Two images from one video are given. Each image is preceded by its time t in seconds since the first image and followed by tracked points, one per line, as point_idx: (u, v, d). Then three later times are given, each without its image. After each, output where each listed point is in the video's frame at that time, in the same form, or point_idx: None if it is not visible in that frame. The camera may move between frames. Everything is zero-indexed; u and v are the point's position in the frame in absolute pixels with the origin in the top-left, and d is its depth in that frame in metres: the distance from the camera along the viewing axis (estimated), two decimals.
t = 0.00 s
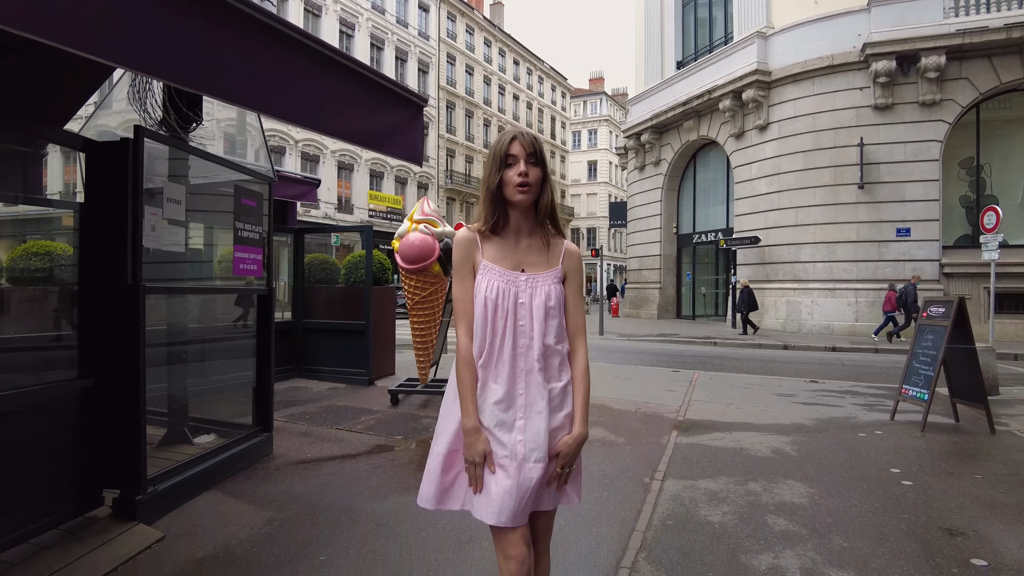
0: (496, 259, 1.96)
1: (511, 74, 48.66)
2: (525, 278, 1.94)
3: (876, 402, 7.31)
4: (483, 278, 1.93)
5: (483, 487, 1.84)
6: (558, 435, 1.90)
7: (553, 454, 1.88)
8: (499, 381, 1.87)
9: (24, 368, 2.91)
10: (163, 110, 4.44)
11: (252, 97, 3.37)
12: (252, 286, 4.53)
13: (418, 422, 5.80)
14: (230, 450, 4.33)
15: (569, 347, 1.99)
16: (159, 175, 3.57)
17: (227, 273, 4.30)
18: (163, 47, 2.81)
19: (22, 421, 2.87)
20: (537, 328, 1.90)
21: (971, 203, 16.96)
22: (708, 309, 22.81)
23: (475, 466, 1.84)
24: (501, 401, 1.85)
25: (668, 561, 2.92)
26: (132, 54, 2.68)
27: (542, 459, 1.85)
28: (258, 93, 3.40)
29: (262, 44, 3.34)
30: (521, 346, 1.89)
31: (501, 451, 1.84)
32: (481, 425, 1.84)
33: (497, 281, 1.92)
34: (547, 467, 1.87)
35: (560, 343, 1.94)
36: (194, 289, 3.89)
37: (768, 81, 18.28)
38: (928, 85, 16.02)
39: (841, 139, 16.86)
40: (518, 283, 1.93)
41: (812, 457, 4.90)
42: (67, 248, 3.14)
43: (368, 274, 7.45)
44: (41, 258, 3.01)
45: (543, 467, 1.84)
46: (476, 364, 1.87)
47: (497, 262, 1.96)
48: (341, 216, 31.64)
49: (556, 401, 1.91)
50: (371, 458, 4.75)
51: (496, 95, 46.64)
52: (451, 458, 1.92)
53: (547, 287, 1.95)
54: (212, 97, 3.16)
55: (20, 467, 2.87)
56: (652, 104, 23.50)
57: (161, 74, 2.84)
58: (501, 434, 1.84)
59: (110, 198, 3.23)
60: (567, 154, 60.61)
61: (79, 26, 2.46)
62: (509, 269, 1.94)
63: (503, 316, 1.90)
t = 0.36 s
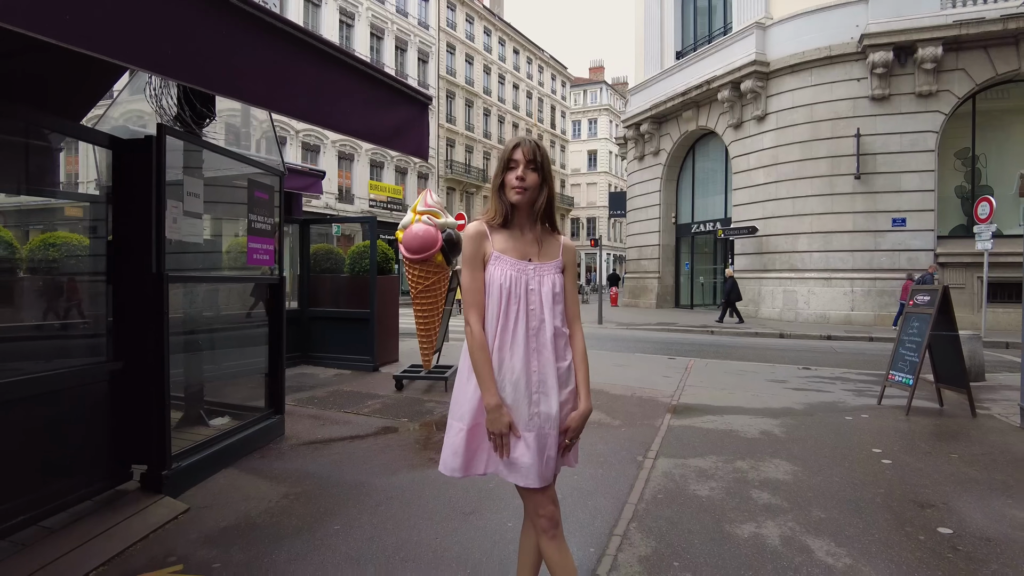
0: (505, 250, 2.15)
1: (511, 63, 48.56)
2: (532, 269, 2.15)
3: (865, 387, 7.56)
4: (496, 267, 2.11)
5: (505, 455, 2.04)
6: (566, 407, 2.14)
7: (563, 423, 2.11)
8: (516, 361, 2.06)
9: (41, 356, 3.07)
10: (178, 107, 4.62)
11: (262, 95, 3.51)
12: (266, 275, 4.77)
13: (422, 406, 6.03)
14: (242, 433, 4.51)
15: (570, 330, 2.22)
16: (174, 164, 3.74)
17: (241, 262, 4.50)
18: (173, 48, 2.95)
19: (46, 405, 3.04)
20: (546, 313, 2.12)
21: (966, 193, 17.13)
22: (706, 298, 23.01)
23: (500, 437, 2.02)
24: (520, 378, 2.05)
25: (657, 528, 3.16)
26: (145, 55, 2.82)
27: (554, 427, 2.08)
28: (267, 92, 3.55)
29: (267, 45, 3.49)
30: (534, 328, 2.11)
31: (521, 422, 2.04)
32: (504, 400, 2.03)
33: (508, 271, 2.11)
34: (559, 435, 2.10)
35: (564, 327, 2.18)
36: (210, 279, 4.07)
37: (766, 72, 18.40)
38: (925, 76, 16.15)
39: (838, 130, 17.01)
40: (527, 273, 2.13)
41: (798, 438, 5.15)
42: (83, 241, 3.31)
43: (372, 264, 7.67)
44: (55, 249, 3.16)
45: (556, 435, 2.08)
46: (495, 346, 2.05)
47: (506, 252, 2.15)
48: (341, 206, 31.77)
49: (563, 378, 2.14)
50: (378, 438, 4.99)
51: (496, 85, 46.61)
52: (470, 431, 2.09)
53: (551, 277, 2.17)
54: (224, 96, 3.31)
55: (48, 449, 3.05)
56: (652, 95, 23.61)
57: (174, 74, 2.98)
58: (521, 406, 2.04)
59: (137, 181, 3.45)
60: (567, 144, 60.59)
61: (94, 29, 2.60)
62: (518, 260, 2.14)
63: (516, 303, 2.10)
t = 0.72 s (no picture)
0: (511, 249, 2.33)
1: (510, 56, 48.54)
2: (536, 264, 2.34)
3: (856, 378, 7.78)
4: (502, 264, 2.30)
5: (512, 433, 2.23)
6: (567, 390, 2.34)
7: (564, 405, 2.31)
8: (520, 349, 2.26)
9: (48, 347, 3.09)
10: (190, 107, 4.82)
11: (265, 97, 3.63)
12: (277, 269, 4.95)
13: (426, 395, 6.24)
14: (251, 422, 4.65)
15: (571, 320, 2.41)
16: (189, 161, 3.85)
17: (254, 257, 4.68)
18: (180, 51, 3.05)
19: (54, 397, 3.09)
20: (549, 305, 2.31)
21: (962, 187, 17.29)
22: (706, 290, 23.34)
23: (507, 418, 2.22)
24: (525, 364, 2.25)
25: (650, 508, 3.37)
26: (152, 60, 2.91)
27: (556, 409, 2.28)
28: (270, 94, 3.66)
29: (267, 45, 3.59)
30: (537, 319, 2.30)
31: (525, 404, 2.24)
32: (510, 384, 2.22)
33: (514, 266, 2.30)
34: (561, 416, 2.30)
35: (566, 317, 2.37)
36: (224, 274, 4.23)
37: (764, 66, 18.51)
38: (921, 71, 16.29)
39: (835, 124, 17.15)
40: (531, 269, 2.32)
41: (788, 425, 5.37)
42: (97, 235, 3.41)
43: (376, 258, 7.84)
44: (73, 242, 3.29)
45: (557, 415, 2.27)
46: (502, 334, 2.24)
47: (512, 251, 2.33)
48: (342, 199, 31.90)
49: (564, 365, 2.33)
50: (385, 425, 5.20)
51: (496, 77, 46.62)
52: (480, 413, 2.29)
53: (554, 272, 2.36)
54: (233, 99, 3.43)
55: (70, 437, 3.19)
56: (651, 88, 23.72)
57: (180, 78, 3.07)
58: (525, 390, 2.24)
59: (159, 179, 3.64)
60: (567, 137, 60.62)
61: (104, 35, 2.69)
62: (523, 257, 2.33)
63: (522, 295, 2.29)
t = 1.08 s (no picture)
0: (511, 246, 2.48)
1: (510, 50, 48.53)
2: (534, 260, 2.49)
3: (849, 370, 7.96)
4: (502, 260, 2.45)
5: (513, 416, 2.39)
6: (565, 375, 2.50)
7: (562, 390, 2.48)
8: (521, 338, 2.41)
9: (55, 341, 3.15)
10: (201, 106, 4.98)
11: (270, 95, 3.71)
12: (287, 263, 5.11)
13: (430, 386, 6.41)
14: (260, 412, 4.76)
15: (566, 312, 2.56)
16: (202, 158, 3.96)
17: (265, 252, 4.83)
18: (186, 51, 3.12)
19: (55, 390, 3.11)
20: (546, 297, 2.47)
21: (958, 182, 17.43)
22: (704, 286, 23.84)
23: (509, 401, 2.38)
24: (524, 352, 2.41)
25: (646, 490, 3.54)
26: (159, 61, 2.98)
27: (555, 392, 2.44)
28: (276, 92, 3.74)
29: (274, 45, 3.68)
30: (536, 310, 2.46)
31: (526, 388, 2.40)
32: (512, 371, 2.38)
33: (514, 262, 2.45)
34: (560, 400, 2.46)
35: (562, 309, 2.53)
36: (233, 268, 4.29)
37: (763, 61, 18.61)
38: (919, 67, 16.40)
39: (833, 119, 17.27)
40: (529, 263, 2.48)
41: (781, 415, 5.54)
42: (108, 231, 3.53)
43: (380, 252, 7.98)
44: (85, 237, 3.41)
45: (557, 399, 2.43)
46: (503, 324, 2.40)
47: (512, 248, 2.48)
48: (342, 194, 32.00)
49: (562, 353, 2.49)
50: (391, 414, 5.37)
51: (495, 71, 46.62)
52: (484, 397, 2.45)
53: (550, 266, 2.52)
54: (243, 99, 3.54)
55: (85, 426, 3.29)
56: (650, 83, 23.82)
57: (187, 77, 3.14)
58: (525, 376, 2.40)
59: (176, 176, 3.78)
60: (567, 131, 60.64)
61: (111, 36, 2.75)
62: (522, 253, 2.48)
63: (521, 288, 2.44)
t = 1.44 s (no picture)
0: (511, 236, 2.64)
1: (509, 43, 48.52)
2: (532, 249, 2.63)
3: (841, 360, 8.14)
4: (502, 251, 2.61)
5: (508, 395, 2.55)
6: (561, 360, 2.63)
7: (558, 373, 2.61)
8: (516, 323, 2.56)
9: (58, 332, 3.19)
10: (208, 101, 5.08)
11: (275, 90, 3.82)
12: (293, 255, 5.25)
13: (431, 375, 6.57)
14: (265, 400, 4.86)
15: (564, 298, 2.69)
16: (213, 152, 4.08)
17: (273, 245, 4.98)
18: (194, 48, 3.22)
19: (55, 382, 3.10)
20: (543, 285, 2.60)
21: (953, 175, 17.58)
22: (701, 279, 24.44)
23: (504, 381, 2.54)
24: (520, 337, 2.55)
25: (641, 472, 3.70)
26: (167, 59, 3.08)
27: (550, 375, 2.57)
28: (280, 87, 3.86)
29: (278, 41, 3.75)
30: (533, 298, 2.59)
31: (521, 369, 2.55)
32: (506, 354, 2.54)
33: (512, 251, 2.61)
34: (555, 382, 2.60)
35: (558, 296, 2.66)
36: (236, 259, 4.33)
37: (760, 56, 18.73)
38: (915, 62, 16.54)
39: (829, 113, 17.43)
40: (528, 253, 2.62)
41: (773, 402, 5.71)
42: (116, 224, 3.62)
43: (381, 244, 8.12)
44: (93, 229, 3.49)
45: (551, 381, 2.55)
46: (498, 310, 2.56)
47: (511, 238, 2.64)
48: (341, 187, 32.11)
49: (556, 337, 2.63)
50: (394, 402, 5.53)
51: (494, 64, 46.61)
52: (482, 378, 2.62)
53: (549, 256, 2.65)
54: (247, 94, 3.62)
55: (99, 414, 3.39)
56: (647, 77, 23.91)
57: (195, 73, 3.25)
58: (519, 359, 2.55)
59: (186, 169, 3.92)
60: (565, 124, 60.69)
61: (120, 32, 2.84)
62: (521, 243, 2.63)
63: (518, 276, 2.59)
